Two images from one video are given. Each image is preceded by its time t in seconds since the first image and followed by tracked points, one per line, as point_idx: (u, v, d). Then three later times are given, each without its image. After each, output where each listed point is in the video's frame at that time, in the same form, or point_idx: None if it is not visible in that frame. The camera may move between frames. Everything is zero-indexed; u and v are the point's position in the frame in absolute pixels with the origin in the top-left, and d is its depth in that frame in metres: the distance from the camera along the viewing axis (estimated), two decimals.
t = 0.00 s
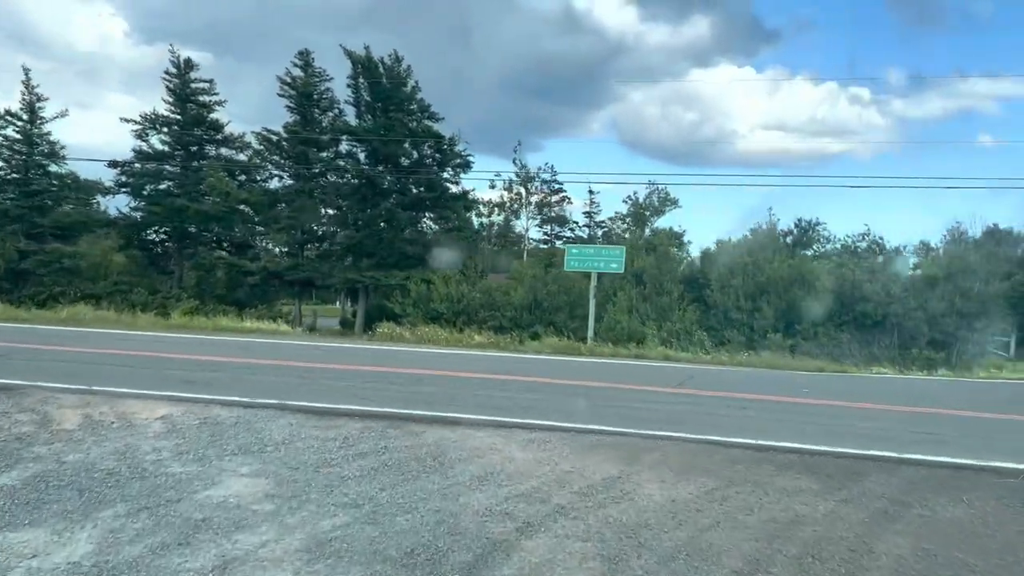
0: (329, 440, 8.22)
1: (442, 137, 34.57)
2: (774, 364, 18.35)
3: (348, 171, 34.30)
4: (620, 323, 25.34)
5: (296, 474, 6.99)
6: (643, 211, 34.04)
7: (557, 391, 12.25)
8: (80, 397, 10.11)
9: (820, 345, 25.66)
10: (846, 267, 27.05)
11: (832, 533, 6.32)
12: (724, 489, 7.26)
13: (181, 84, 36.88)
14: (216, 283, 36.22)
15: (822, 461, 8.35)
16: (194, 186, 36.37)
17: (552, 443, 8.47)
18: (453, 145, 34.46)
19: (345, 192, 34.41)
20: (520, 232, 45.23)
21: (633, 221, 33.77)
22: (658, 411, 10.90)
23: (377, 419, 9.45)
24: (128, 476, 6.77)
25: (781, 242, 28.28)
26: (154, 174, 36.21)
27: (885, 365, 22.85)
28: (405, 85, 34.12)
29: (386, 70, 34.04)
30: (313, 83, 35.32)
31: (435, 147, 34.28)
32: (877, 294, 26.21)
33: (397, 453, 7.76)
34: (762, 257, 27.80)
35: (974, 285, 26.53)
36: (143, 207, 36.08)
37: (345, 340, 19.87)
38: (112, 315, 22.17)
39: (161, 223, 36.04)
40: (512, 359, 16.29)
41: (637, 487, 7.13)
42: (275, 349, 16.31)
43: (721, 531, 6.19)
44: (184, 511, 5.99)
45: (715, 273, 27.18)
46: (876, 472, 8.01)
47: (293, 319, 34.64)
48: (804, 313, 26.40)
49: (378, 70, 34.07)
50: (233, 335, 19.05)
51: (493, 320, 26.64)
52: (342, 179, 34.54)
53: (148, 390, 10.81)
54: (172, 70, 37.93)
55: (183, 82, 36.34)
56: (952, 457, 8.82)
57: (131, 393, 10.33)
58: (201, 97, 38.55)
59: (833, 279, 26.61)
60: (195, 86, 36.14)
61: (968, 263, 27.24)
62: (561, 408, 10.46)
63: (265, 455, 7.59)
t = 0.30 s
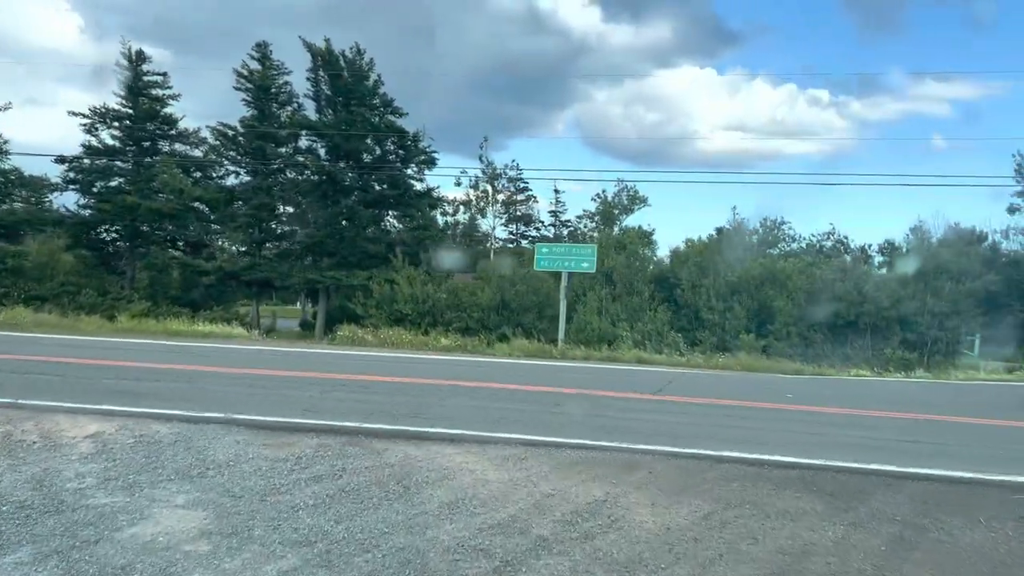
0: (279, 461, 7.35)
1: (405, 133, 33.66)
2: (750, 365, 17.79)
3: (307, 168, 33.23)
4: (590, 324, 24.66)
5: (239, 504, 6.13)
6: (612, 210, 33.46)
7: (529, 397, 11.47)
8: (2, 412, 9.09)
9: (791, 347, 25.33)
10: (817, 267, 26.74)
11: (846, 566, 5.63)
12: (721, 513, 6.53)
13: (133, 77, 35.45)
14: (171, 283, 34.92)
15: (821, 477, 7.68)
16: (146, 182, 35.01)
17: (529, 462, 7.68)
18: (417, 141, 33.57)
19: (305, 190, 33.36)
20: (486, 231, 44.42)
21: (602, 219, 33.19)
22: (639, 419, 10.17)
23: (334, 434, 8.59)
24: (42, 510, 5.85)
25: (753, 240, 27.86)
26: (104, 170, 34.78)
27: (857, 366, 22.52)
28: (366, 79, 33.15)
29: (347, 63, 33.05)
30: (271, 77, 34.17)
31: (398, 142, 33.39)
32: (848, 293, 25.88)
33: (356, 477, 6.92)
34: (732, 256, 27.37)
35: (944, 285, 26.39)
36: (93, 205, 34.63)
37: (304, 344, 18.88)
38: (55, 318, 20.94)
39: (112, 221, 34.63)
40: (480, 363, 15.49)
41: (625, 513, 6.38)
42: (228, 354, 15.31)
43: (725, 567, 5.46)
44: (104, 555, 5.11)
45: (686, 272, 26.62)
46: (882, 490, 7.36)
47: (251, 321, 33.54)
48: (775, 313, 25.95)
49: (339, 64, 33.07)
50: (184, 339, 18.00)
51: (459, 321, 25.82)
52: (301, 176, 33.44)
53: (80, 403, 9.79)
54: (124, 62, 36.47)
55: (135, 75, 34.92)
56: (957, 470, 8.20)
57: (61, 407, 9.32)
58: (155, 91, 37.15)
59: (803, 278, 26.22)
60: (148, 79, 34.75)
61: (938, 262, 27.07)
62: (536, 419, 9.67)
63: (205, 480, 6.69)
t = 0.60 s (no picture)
0: (226, 487, 6.53)
1: (370, 129, 32.78)
2: (727, 368, 17.27)
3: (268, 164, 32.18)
4: (561, 325, 24.05)
5: (178, 543, 5.32)
6: (582, 208, 32.92)
7: (501, 405, 10.72)
8: None
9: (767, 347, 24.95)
10: (791, 264, 26.43)
11: None
12: (722, 541, 5.88)
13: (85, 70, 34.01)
14: (125, 285, 33.62)
15: (823, 494, 7.07)
16: (99, 180, 33.64)
17: (507, 483, 6.95)
18: (383, 138, 32.71)
19: (265, 187, 32.29)
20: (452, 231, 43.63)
21: (571, 218, 32.62)
22: (620, 428, 9.48)
23: (289, 453, 7.78)
24: None
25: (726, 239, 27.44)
26: (54, 167, 33.32)
27: (832, 367, 22.22)
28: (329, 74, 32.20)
29: (309, 57, 32.08)
30: (230, 70, 33.02)
31: (362, 139, 32.62)
32: (823, 291, 25.57)
33: (313, 504, 6.15)
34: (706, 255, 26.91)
35: (916, 285, 26.31)
36: (42, 203, 33.17)
37: (262, 348, 17.90)
38: None
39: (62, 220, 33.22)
40: (447, 368, 14.72)
41: (617, 544, 5.68)
42: (179, 360, 14.32)
43: None
44: None
45: (657, 272, 26.07)
46: (890, 509, 6.76)
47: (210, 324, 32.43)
48: (749, 313, 25.51)
49: (300, 57, 32.08)
50: (133, 344, 16.91)
51: (426, 323, 25.02)
52: (262, 173, 32.40)
53: (7, 419, 8.83)
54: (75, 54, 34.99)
55: (87, 69, 33.51)
56: (965, 482, 7.65)
57: None
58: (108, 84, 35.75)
59: (780, 278, 25.90)
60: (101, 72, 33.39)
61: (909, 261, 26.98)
62: (511, 431, 8.92)
63: (138, 513, 5.85)
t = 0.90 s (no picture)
0: (166, 518, 5.77)
1: (335, 125, 31.96)
2: (705, 370, 16.78)
3: (229, 161, 31.16)
4: (533, 326, 23.45)
5: None
6: (553, 206, 32.35)
7: (474, 415, 10.00)
8: None
9: (743, 348, 24.55)
10: (768, 264, 26.08)
11: None
12: (724, 572, 5.25)
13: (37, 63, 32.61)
14: (80, 286, 32.32)
15: (826, 514, 6.48)
16: (52, 176, 32.32)
17: (482, 506, 6.27)
18: (348, 134, 31.92)
19: (226, 184, 31.25)
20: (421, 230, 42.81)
21: (543, 217, 32.03)
22: (604, 439, 8.81)
23: (241, 475, 7.00)
24: None
25: (701, 237, 27.02)
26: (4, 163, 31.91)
27: (809, 368, 21.85)
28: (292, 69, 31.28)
29: (272, 50, 31.14)
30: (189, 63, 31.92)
31: (327, 135, 31.76)
32: (799, 291, 25.19)
33: (264, 537, 5.42)
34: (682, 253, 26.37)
35: (890, 284, 26.15)
36: None
37: (220, 354, 16.99)
38: None
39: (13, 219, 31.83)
40: (417, 374, 13.98)
41: None
42: (128, 367, 13.39)
43: None
44: None
45: (630, 272, 25.56)
46: (901, 531, 6.19)
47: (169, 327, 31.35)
48: (723, 313, 25.04)
49: (263, 50, 31.15)
50: (80, 350, 15.88)
51: (394, 325, 24.27)
52: (222, 169, 31.40)
53: None
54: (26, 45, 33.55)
55: (38, 61, 32.14)
56: (974, 497, 7.12)
57: None
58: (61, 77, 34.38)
59: (754, 277, 25.54)
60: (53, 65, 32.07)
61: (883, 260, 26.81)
62: (486, 446, 8.22)
63: (60, 552, 5.08)
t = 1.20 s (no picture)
0: (99, 554, 5.07)
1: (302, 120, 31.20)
2: (685, 373, 16.26)
3: (192, 157, 30.19)
4: (507, 327, 22.84)
5: None
6: (525, 204, 31.74)
7: (447, 425, 9.33)
8: None
9: (719, 349, 24.14)
10: (744, 263, 25.74)
11: None
12: None
13: None
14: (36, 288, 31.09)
15: (834, 536, 5.95)
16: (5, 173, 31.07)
17: (459, 534, 5.64)
18: (315, 130, 31.15)
19: (189, 181, 30.27)
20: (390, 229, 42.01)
21: (515, 215, 31.44)
22: (588, 451, 8.21)
23: (190, 499, 6.28)
24: None
25: (676, 236, 26.61)
26: None
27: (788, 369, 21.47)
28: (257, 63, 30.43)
29: (236, 44, 30.28)
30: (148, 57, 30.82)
31: (293, 131, 30.99)
32: (776, 290, 24.82)
33: None
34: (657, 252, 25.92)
35: (867, 282, 25.92)
36: None
37: (179, 358, 16.14)
38: None
39: None
40: (386, 379, 13.27)
41: None
42: (75, 376, 12.51)
43: None
44: None
45: (605, 271, 25.06)
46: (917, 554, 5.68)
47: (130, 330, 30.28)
48: (700, 313, 24.60)
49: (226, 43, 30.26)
50: (25, 356, 14.92)
51: (363, 326, 23.54)
52: (185, 166, 30.44)
53: None
54: None
55: None
56: (986, 513, 6.64)
57: None
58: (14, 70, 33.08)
59: (729, 277, 25.16)
60: (7, 58, 30.91)
61: (859, 259, 26.58)
62: (462, 461, 7.57)
63: None
